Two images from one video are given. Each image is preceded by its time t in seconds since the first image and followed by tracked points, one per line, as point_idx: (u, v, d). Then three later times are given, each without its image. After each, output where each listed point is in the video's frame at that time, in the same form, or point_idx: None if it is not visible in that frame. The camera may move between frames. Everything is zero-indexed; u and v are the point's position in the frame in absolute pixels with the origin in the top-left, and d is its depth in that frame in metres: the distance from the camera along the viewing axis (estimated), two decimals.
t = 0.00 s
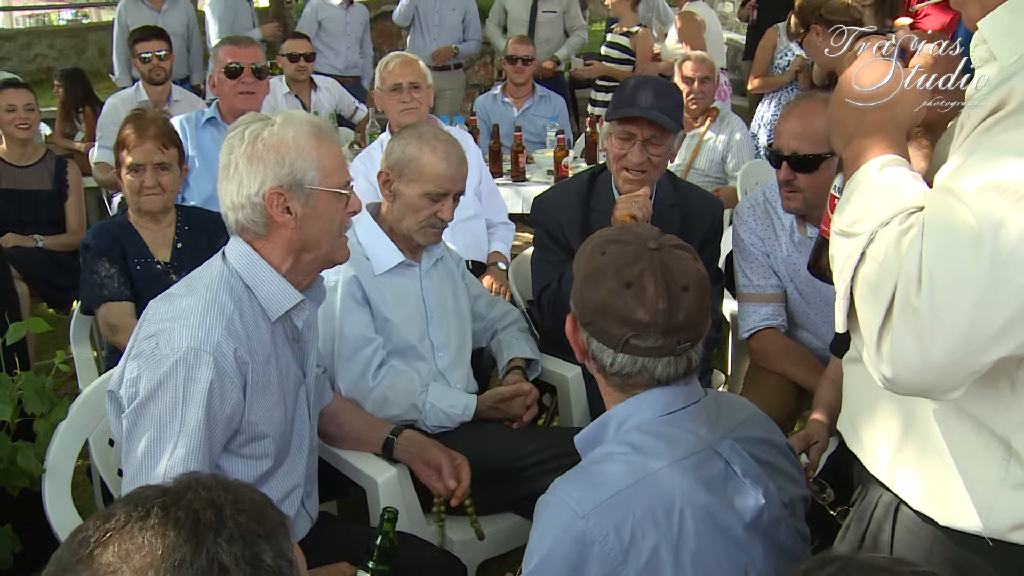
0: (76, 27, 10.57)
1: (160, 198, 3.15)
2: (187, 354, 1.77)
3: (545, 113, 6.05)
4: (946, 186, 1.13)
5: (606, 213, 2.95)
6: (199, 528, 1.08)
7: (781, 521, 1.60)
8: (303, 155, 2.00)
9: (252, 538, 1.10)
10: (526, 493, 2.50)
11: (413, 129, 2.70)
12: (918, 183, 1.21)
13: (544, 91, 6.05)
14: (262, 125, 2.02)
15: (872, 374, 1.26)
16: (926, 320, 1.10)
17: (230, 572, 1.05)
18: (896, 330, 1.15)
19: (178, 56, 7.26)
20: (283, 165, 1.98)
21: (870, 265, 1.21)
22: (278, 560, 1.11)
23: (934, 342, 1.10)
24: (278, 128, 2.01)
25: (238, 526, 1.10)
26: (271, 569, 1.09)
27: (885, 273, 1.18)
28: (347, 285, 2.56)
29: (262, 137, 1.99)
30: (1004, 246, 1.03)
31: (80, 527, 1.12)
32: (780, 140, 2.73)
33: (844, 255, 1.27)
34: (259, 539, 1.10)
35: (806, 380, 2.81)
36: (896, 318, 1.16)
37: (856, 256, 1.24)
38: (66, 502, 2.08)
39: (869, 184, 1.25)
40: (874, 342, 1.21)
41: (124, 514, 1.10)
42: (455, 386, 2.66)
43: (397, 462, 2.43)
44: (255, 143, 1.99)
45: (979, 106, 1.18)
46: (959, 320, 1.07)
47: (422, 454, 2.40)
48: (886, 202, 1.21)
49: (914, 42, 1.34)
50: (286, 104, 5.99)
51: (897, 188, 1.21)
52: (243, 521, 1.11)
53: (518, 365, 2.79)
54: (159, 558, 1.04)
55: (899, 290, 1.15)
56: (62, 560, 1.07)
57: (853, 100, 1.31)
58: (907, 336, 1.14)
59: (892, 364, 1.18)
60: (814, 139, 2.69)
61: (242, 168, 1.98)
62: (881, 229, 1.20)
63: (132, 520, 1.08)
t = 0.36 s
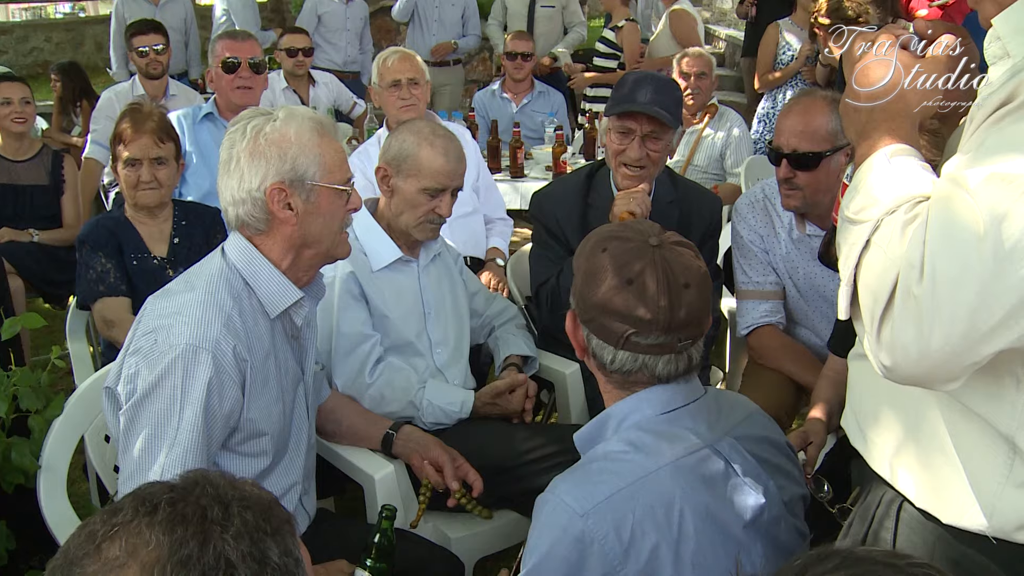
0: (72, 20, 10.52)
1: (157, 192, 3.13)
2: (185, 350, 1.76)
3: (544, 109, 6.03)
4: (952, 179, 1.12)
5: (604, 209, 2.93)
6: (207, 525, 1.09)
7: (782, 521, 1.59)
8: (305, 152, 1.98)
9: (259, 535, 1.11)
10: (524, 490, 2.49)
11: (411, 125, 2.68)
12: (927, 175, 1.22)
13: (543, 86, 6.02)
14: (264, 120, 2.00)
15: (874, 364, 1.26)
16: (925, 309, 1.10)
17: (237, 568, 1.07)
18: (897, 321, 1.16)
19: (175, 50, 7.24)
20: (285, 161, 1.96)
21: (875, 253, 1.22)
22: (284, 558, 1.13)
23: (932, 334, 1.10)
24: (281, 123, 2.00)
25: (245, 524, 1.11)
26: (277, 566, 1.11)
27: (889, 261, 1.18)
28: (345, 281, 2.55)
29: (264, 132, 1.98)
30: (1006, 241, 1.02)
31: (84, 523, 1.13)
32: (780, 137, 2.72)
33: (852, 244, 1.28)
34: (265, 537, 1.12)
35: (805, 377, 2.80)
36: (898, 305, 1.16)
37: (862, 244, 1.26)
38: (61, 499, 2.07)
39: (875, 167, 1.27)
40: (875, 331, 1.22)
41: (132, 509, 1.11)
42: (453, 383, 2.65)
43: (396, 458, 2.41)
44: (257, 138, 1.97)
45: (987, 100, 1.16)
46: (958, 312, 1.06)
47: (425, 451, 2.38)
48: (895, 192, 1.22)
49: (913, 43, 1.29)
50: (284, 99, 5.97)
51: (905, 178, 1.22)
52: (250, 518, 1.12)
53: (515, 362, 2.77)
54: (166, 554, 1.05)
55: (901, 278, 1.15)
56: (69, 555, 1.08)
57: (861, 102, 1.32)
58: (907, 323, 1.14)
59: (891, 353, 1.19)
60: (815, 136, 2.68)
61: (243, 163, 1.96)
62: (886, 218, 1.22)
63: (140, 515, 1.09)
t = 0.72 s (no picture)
0: (59, 18, 10.43)
1: (145, 190, 3.12)
2: (174, 350, 1.75)
3: (535, 107, 6.02)
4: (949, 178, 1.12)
5: (593, 207, 2.92)
6: (197, 527, 1.08)
7: (773, 520, 1.59)
8: (296, 152, 1.97)
9: (249, 539, 1.11)
10: (515, 490, 2.49)
11: (401, 123, 2.67)
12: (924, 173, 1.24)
13: (534, 84, 6.02)
14: (254, 119, 1.98)
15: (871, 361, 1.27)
16: (922, 305, 1.11)
17: (227, 571, 1.06)
18: (895, 319, 1.16)
19: (165, 47, 7.20)
20: (276, 161, 1.95)
21: (873, 249, 1.23)
22: (273, 562, 1.12)
23: (929, 332, 1.10)
24: (272, 122, 1.98)
25: (235, 527, 1.11)
26: (267, 569, 1.10)
27: (886, 258, 1.19)
28: (334, 280, 2.54)
29: (255, 131, 1.96)
30: (1003, 239, 1.02)
31: (72, 525, 1.12)
32: (770, 136, 2.72)
33: (850, 241, 1.29)
34: (255, 540, 1.11)
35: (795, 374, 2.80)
36: (896, 304, 1.16)
37: (860, 242, 1.26)
38: (48, 500, 2.05)
39: (871, 164, 1.29)
40: (872, 327, 1.22)
41: (121, 512, 1.10)
42: (442, 382, 2.64)
43: (385, 457, 2.41)
44: (248, 137, 1.96)
45: (986, 100, 1.16)
46: (955, 309, 1.07)
47: (415, 447, 2.38)
48: (892, 188, 1.23)
49: (914, 44, 1.29)
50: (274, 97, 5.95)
51: (902, 175, 1.24)
52: (240, 522, 1.12)
53: (504, 361, 2.77)
54: (156, 556, 1.05)
55: (899, 274, 1.16)
56: (57, 557, 1.07)
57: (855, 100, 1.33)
58: (904, 320, 1.15)
59: (887, 351, 1.19)
60: (805, 134, 2.68)
61: (234, 163, 1.94)
62: (883, 217, 1.22)
63: (129, 517, 1.09)
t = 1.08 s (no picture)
0: (53, 22, 10.43)
1: (141, 194, 3.12)
2: (172, 355, 1.75)
3: (530, 109, 6.03)
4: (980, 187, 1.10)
5: (589, 207, 2.92)
6: (196, 533, 1.09)
7: (775, 521, 1.59)
8: (293, 156, 1.98)
9: (249, 544, 1.11)
10: (515, 493, 2.49)
11: (396, 125, 2.67)
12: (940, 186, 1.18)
13: (530, 86, 6.03)
14: (251, 123, 1.98)
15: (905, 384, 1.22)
16: (970, 323, 1.06)
17: None
18: (935, 337, 1.12)
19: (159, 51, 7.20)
20: (273, 165, 1.95)
21: (902, 267, 1.17)
22: (273, 566, 1.13)
23: (976, 350, 1.07)
24: (268, 126, 1.98)
25: (236, 532, 1.11)
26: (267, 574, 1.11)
27: (918, 278, 1.14)
28: (331, 282, 2.55)
29: (252, 135, 1.97)
30: None
31: (72, 530, 1.12)
32: (766, 137, 2.73)
33: (869, 262, 1.22)
34: (255, 545, 1.12)
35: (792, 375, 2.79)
36: (935, 321, 1.11)
37: (883, 262, 1.20)
38: (46, 505, 2.05)
39: (884, 178, 1.22)
40: (908, 351, 1.16)
41: (120, 518, 1.10)
42: (439, 384, 2.64)
43: (383, 460, 2.41)
44: (245, 141, 1.96)
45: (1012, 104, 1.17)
46: (1006, 323, 1.03)
47: (411, 449, 2.39)
48: (915, 205, 1.17)
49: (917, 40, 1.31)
50: (268, 100, 5.95)
51: (923, 190, 1.18)
52: (240, 527, 1.12)
53: (503, 363, 2.78)
54: (155, 562, 1.05)
55: (938, 294, 1.10)
56: (56, 563, 1.07)
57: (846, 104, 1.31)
58: (947, 340, 1.10)
59: (927, 373, 1.14)
60: (801, 135, 2.70)
61: (231, 166, 1.95)
62: (914, 233, 1.16)
63: (129, 523, 1.09)
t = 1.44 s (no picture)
0: (55, 19, 10.42)
1: (144, 192, 3.12)
2: (175, 352, 1.75)
3: (533, 108, 6.02)
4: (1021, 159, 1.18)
5: (591, 206, 2.92)
6: (199, 531, 1.09)
7: (779, 521, 1.58)
8: (296, 154, 1.97)
9: (251, 542, 1.11)
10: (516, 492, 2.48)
11: (399, 124, 2.66)
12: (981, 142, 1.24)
13: (534, 86, 6.02)
14: (254, 121, 1.98)
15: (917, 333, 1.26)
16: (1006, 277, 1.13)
17: None
18: (960, 288, 1.17)
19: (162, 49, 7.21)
20: (276, 162, 1.95)
21: (933, 215, 1.22)
22: (276, 565, 1.12)
23: (1001, 310, 1.14)
24: (272, 124, 1.98)
25: (238, 531, 1.11)
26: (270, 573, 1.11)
27: (951, 228, 1.19)
28: (333, 280, 2.54)
29: (255, 133, 1.96)
30: None
31: (75, 527, 1.12)
32: (770, 137, 2.73)
33: (897, 203, 1.26)
34: (258, 544, 1.11)
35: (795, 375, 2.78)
36: (963, 273, 1.17)
37: (911, 209, 1.24)
38: (47, 502, 2.05)
39: (933, 124, 1.27)
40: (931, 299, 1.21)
41: (123, 515, 1.10)
42: (441, 383, 2.64)
43: (384, 459, 2.41)
44: (248, 139, 1.96)
45: None
46: None
47: (411, 448, 2.38)
48: (957, 154, 1.22)
49: (913, 42, 1.42)
50: (271, 98, 5.95)
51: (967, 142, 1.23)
52: (243, 525, 1.12)
53: (505, 362, 2.77)
54: (158, 559, 1.05)
55: (973, 246, 1.16)
56: (58, 560, 1.07)
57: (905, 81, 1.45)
58: (973, 292, 1.16)
59: (944, 326, 1.20)
60: (805, 135, 2.69)
61: (233, 164, 1.94)
62: (951, 181, 1.20)
63: (131, 521, 1.09)
